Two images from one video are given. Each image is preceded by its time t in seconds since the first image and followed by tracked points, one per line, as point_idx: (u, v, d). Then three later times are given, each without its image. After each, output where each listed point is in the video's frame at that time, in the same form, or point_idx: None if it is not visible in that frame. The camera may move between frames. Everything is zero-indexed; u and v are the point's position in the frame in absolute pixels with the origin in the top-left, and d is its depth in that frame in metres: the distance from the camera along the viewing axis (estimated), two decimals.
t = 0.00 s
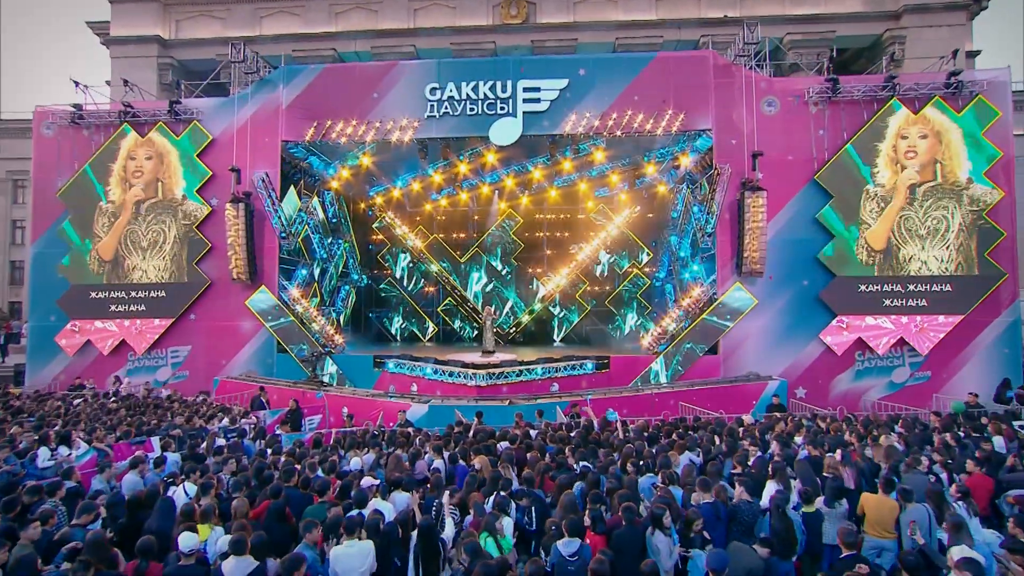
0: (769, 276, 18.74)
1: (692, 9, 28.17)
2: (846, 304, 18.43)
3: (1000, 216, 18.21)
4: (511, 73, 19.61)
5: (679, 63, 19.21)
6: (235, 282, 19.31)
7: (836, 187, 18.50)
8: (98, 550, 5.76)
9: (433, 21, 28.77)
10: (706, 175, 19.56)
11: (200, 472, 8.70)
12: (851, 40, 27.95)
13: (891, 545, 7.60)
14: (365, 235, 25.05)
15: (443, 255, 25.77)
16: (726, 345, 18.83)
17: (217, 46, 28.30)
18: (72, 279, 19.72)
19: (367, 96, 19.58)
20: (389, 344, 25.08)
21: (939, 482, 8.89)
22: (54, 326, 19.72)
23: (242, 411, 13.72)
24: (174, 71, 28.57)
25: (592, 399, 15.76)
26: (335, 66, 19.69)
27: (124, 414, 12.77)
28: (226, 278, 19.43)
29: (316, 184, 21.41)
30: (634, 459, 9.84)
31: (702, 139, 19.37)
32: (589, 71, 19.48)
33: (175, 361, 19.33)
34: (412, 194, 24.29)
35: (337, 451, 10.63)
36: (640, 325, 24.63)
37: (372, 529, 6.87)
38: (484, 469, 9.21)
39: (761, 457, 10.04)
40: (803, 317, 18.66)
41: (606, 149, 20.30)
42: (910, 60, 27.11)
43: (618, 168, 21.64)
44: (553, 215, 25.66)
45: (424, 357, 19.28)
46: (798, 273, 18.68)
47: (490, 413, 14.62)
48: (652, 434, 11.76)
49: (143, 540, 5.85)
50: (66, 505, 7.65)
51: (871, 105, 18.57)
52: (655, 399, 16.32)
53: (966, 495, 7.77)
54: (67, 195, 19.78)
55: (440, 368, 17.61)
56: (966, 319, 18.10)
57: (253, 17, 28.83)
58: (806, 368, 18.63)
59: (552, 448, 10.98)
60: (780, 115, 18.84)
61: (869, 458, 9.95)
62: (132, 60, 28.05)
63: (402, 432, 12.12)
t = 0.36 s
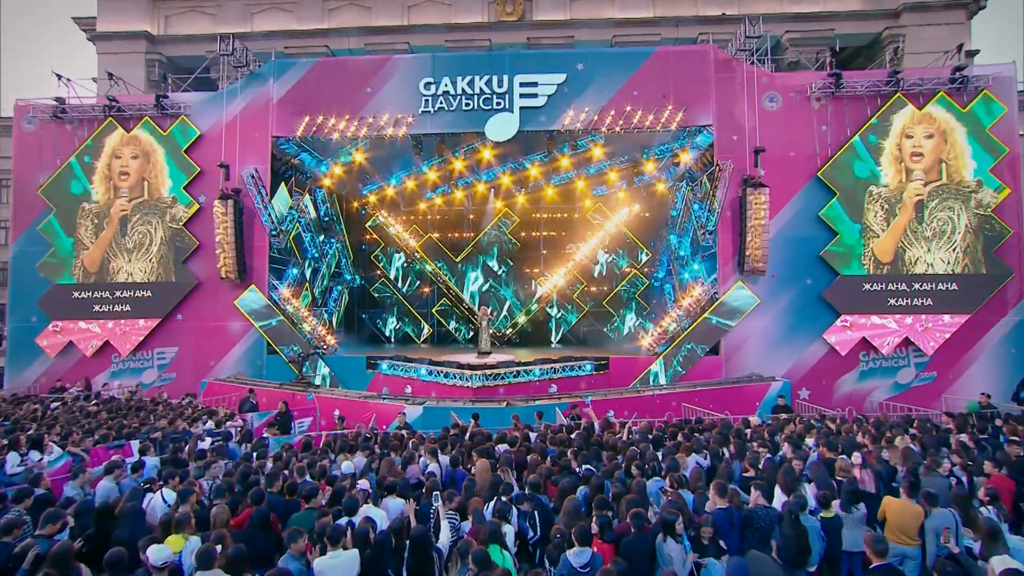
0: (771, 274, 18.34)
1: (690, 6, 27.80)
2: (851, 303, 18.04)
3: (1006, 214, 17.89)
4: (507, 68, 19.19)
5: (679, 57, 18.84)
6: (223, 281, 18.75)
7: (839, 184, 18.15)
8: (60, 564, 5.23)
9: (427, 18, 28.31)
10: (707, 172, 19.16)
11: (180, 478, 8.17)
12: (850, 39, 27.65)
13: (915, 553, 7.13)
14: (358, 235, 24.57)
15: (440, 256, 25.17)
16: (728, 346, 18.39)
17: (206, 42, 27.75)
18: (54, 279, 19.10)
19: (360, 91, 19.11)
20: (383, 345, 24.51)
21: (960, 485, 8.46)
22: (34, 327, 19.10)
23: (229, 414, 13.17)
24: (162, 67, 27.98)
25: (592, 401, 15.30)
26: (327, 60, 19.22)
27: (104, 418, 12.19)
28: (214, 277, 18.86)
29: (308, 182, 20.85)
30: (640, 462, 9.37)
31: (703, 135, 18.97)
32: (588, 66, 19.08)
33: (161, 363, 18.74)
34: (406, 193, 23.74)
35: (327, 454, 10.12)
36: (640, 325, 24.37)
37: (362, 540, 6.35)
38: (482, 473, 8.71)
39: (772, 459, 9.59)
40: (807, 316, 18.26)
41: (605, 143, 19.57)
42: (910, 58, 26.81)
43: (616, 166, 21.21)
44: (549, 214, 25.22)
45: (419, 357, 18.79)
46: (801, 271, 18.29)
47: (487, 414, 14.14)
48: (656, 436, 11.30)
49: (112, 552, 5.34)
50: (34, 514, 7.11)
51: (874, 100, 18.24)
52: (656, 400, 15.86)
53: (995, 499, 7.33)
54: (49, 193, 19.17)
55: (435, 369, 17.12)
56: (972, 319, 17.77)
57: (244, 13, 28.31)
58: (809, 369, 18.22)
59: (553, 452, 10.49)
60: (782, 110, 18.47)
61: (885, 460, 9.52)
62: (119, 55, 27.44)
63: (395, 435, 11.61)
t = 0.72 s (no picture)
0: (776, 273, 17.91)
1: (690, 3, 27.43)
2: (858, 302, 17.59)
3: (1017, 210, 17.46)
4: (506, 61, 18.72)
5: (681, 51, 18.41)
6: (213, 280, 18.21)
7: (846, 180, 17.75)
8: None
9: (423, 14, 27.85)
10: (711, 168, 18.72)
11: (160, 482, 7.64)
12: (853, 37, 27.30)
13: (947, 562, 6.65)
14: (352, 234, 24.08)
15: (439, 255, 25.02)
16: (733, 346, 17.93)
17: (198, 38, 27.24)
18: (37, 278, 18.51)
19: (355, 85, 18.61)
20: (378, 346, 23.96)
21: (988, 489, 7.98)
22: (17, 328, 18.50)
23: (216, 416, 12.63)
24: (153, 64, 27.46)
25: (593, 403, 14.83)
26: (320, 54, 18.72)
27: (85, 420, 11.63)
28: (204, 276, 18.32)
29: (301, 179, 20.38)
30: (648, 464, 8.88)
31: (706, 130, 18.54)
32: (588, 60, 18.63)
33: (149, 365, 18.18)
34: (402, 191, 23.21)
35: (318, 458, 9.60)
36: (641, 325, 23.95)
37: (353, 550, 5.85)
38: (482, 477, 8.22)
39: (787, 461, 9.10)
40: (813, 316, 17.82)
41: (606, 142, 19.37)
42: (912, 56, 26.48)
43: (616, 163, 20.78)
44: (548, 213, 24.78)
45: (415, 358, 18.31)
46: (807, 269, 17.86)
47: (486, 416, 13.64)
48: (663, 438, 10.82)
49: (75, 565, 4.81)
50: None
51: (881, 94, 17.79)
52: (660, 401, 15.39)
53: None
54: (32, 189, 18.58)
55: (431, 370, 16.64)
56: (981, 319, 17.36)
57: (237, 9, 27.82)
58: (816, 369, 17.76)
59: (556, 455, 9.99)
60: (787, 105, 18.04)
61: (905, 461, 9.04)
62: (110, 52, 26.90)
63: (390, 437, 11.09)
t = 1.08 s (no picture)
0: (783, 271, 17.44)
1: None
2: (868, 301, 17.13)
3: None
4: (505, 55, 18.27)
5: (685, 43, 17.97)
6: (205, 279, 17.70)
7: (854, 176, 17.29)
8: None
9: (421, 11, 27.40)
10: (716, 164, 18.25)
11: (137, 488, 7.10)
12: (856, 33, 26.93)
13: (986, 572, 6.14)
14: (348, 233, 23.58)
15: (437, 255, 24.66)
16: (739, 346, 17.44)
17: (191, 35, 26.78)
18: (22, 278, 17.95)
19: (350, 79, 18.14)
20: (374, 347, 23.47)
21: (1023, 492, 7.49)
22: (2, 328, 17.94)
23: (205, 418, 12.09)
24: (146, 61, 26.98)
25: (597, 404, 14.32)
26: (315, 47, 18.23)
27: (66, 423, 11.08)
28: (195, 275, 17.81)
29: (296, 176, 19.91)
30: (659, 467, 8.38)
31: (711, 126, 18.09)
32: (589, 53, 18.18)
33: (138, 366, 17.64)
34: (399, 188, 22.73)
35: (310, 461, 9.08)
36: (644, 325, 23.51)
37: (341, 561, 5.33)
38: (483, 481, 7.71)
39: (809, 465, 8.55)
40: (822, 315, 17.34)
41: (608, 137, 18.84)
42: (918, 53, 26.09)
43: (618, 159, 20.32)
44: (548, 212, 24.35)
45: (412, 359, 17.94)
46: (815, 268, 17.39)
47: (487, 418, 13.13)
48: (673, 439, 10.30)
49: None
50: None
51: (891, 88, 17.33)
52: (666, 403, 14.91)
53: None
54: (17, 186, 18.03)
55: (430, 371, 16.20)
56: (995, 318, 16.89)
57: (231, 6, 27.40)
58: (825, 370, 17.27)
59: (560, 457, 9.47)
60: (794, 99, 17.59)
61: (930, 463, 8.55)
62: (101, 49, 26.40)
63: (385, 439, 10.57)
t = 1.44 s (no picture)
0: (792, 269, 16.94)
1: None
2: (880, 300, 16.62)
3: None
4: (506, 48, 17.82)
5: (690, 36, 17.53)
6: (197, 278, 17.20)
7: (865, 171, 16.81)
8: None
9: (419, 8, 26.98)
10: (723, 160, 17.76)
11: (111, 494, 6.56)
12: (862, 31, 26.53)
13: None
14: (345, 233, 23.11)
15: (434, 254, 24.14)
16: (747, 347, 16.92)
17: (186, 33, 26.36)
18: (8, 277, 17.42)
19: (348, 73, 17.67)
20: (372, 349, 22.91)
21: None
22: None
23: (193, 419, 11.55)
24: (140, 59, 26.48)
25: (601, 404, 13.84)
26: (311, 40, 17.76)
27: (45, 425, 10.53)
28: (187, 274, 17.30)
29: (292, 174, 19.44)
30: (673, 471, 7.84)
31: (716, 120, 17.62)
32: (592, 46, 17.73)
33: (127, 368, 17.11)
34: (397, 186, 22.27)
35: (300, 465, 8.53)
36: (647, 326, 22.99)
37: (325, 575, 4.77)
38: (483, 487, 7.15)
39: (833, 469, 7.96)
40: (832, 314, 16.82)
41: (612, 132, 18.33)
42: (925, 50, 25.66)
43: (622, 156, 19.85)
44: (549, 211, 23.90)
45: (409, 360, 17.51)
46: (825, 265, 16.88)
47: (487, 420, 12.62)
48: (684, 441, 9.76)
49: None
50: None
51: (903, 81, 16.87)
52: (673, 404, 14.37)
53: None
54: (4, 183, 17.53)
55: (428, 372, 15.78)
56: (1011, 317, 16.38)
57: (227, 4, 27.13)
58: (836, 371, 16.74)
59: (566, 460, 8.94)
60: (802, 93, 17.12)
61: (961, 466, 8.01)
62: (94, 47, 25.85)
63: (381, 442, 10.03)
